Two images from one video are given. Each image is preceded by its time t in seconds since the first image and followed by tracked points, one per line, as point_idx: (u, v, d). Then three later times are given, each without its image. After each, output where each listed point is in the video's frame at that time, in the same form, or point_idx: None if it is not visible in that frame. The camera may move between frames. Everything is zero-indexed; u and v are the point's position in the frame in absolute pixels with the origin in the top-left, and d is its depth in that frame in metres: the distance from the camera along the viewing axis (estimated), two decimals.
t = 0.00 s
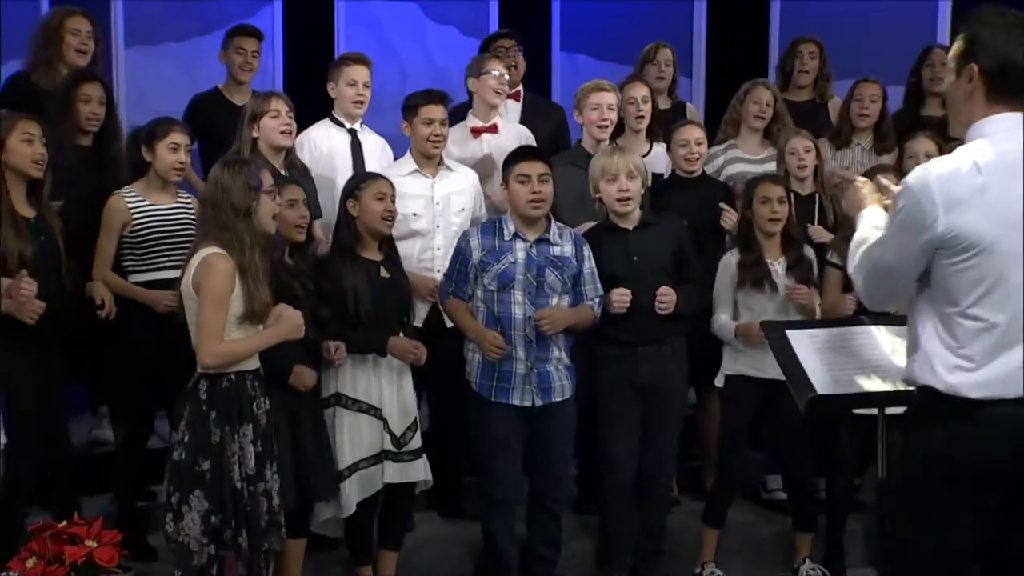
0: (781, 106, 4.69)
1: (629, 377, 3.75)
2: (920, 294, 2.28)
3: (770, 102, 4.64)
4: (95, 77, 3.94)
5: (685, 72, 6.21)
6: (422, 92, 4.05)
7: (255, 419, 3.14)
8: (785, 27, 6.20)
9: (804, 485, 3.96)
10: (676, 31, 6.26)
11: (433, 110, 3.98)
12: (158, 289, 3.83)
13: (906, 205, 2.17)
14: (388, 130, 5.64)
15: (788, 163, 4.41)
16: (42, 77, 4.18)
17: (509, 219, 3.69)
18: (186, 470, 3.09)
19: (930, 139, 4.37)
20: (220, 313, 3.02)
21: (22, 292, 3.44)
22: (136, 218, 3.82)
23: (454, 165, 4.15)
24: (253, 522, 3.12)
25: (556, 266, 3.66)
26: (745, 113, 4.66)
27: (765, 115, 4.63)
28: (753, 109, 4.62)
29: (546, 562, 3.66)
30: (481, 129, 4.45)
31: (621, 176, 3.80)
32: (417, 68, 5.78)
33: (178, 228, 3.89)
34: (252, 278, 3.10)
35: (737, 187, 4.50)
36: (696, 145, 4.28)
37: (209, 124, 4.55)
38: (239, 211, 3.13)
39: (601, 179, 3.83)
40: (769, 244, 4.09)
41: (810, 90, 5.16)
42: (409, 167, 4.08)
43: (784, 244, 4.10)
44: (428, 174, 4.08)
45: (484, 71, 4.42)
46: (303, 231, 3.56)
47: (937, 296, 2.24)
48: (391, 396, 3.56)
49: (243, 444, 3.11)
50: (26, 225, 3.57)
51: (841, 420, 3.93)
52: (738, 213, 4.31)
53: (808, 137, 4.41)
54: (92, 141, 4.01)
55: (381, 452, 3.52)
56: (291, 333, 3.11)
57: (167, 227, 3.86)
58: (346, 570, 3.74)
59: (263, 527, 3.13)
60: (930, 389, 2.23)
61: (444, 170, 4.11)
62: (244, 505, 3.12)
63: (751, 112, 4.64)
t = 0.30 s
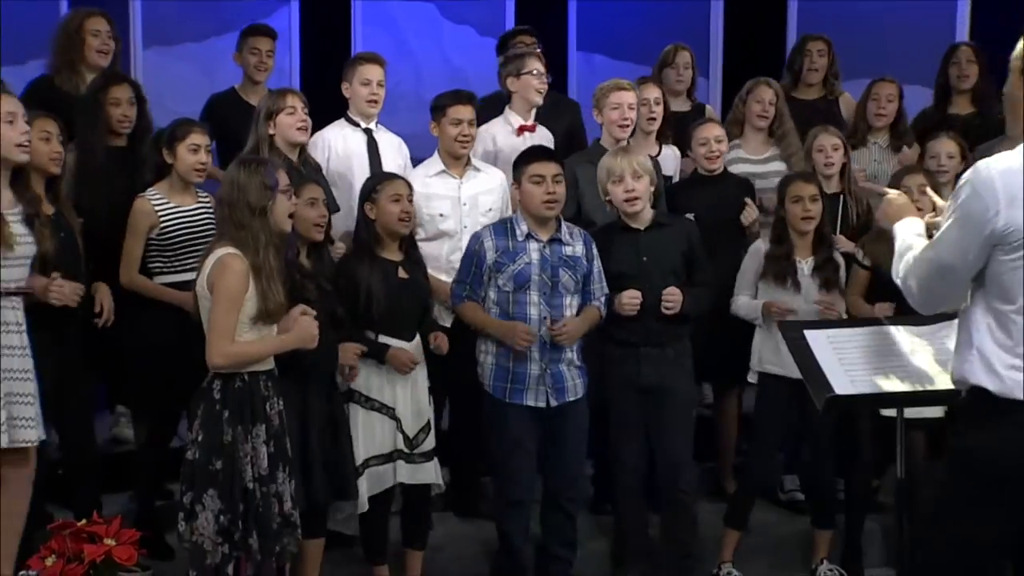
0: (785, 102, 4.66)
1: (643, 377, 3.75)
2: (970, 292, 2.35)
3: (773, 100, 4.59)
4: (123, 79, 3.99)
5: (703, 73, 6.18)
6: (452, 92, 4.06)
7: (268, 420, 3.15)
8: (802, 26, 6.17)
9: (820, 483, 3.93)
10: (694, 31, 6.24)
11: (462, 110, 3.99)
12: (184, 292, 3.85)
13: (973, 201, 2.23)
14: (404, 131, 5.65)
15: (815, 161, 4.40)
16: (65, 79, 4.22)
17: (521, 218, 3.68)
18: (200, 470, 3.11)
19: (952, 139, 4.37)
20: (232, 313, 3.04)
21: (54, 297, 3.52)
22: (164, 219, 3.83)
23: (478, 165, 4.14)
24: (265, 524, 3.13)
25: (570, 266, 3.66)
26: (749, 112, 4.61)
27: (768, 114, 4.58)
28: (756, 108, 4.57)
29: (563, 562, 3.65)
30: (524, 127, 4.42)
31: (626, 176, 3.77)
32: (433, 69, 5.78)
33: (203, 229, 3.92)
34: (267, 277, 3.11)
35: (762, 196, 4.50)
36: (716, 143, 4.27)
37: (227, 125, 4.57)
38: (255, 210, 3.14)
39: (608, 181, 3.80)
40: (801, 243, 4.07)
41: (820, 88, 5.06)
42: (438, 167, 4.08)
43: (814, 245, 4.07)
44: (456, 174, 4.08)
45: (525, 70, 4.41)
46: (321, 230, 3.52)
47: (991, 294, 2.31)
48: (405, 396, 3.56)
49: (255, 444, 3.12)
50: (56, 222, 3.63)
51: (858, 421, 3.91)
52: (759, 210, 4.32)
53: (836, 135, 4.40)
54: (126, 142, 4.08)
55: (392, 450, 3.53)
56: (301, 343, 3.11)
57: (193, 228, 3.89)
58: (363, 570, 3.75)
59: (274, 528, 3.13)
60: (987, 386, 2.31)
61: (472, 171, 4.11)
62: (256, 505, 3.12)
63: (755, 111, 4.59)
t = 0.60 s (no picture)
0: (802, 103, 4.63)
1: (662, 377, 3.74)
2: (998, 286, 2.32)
3: (791, 102, 4.56)
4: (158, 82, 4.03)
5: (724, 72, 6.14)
6: (476, 93, 4.07)
7: (286, 420, 3.16)
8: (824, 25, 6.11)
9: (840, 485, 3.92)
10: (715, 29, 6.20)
11: (485, 111, 4.00)
12: (198, 296, 3.87)
13: (1000, 198, 2.19)
14: (424, 131, 5.65)
15: (839, 160, 4.39)
16: (90, 80, 4.26)
17: (536, 219, 3.68)
18: (215, 468, 3.12)
19: (964, 135, 4.36)
20: (248, 316, 3.05)
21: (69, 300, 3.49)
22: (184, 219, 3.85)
23: (501, 166, 4.14)
24: (279, 523, 3.15)
25: (584, 265, 3.69)
26: (767, 116, 4.58)
27: (787, 116, 4.55)
28: (774, 111, 4.54)
29: (583, 562, 3.65)
30: (551, 128, 4.44)
31: (649, 176, 3.76)
32: (453, 69, 5.73)
33: (223, 228, 3.92)
34: (285, 278, 3.12)
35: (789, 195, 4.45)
36: (744, 146, 4.28)
37: (248, 125, 4.58)
38: (275, 211, 3.15)
39: (630, 181, 3.79)
40: (819, 240, 4.07)
41: (839, 86, 5.03)
42: (459, 167, 4.09)
43: (833, 242, 4.07)
44: (477, 174, 4.09)
45: (549, 73, 4.40)
46: (344, 228, 3.53)
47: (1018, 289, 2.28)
48: (430, 395, 3.57)
49: (271, 444, 3.13)
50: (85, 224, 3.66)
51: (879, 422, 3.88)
52: (786, 222, 4.29)
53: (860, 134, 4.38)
54: (155, 144, 4.09)
55: (415, 450, 3.53)
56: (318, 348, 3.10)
57: (213, 229, 3.90)
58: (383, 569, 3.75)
59: (289, 528, 3.14)
60: (1006, 384, 2.28)
61: (493, 170, 4.12)
62: (272, 505, 3.14)
63: (773, 114, 4.56)
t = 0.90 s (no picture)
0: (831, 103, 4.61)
1: (681, 377, 3.74)
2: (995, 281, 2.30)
3: (820, 104, 4.53)
4: (176, 81, 4.06)
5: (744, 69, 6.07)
6: (487, 92, 4.07)
7: (305, 422, 3.17)
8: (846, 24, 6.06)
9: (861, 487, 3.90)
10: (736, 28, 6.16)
11: (497, 110, 3.99)
12: (203, 298, 3.87)
13: (999, 198, 2.17)
14: (444, 130, 5.65)
15: (858, 160, 4.37)
16: (113, 81, 4.27)
17: (559, 219, 3.69)
18: (234, 467, 3.13)
19: (969, 134, 4.29)
20: (267, 316, 3.05)
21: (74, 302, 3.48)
22: (200, 220, 3.87)
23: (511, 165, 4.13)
24: (296, 523, 3.14)
25: (607, 266, 3.70)
26: (795, 117, 4.56)
27: (815, 118, 4.52)
28: (801, 112, 4.52)
29: (602, 562, 3.64)
30: (563, 127, 4.40)
31: (688, 177, 3.78)
32: (472, 69, 5.73)
33: (234, 229, 3.92)
34: (308, 279, 3.13)
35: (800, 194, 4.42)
36: (769, 147, 4.26)
37: (269, 125, 4.59)
38: (298, 212, 3.16)
39: (667, 178, 3.80)
40: (819, 243, 4.08)
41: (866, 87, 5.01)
42: (470, 168, 4.09)
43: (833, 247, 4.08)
44: (485, 173, 4.08)
45: (562, 71, 4.38)
46: (364, 225, 3.51)
47: (1015, 287, 2.26)
48: (453, 395, 3.59)
49: (290, 445, 3.14)
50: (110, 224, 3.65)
51: (901, 422, 3.87)
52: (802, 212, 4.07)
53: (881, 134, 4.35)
54: (172, 144, 4.13)
55: (445, 449, 3.54)
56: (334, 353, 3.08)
57: (222, 229, 3.90)
58: (403, 569, 3.76)
59: (306, 529, 3.15)
60: (997, 386, 2.27)
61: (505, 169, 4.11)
62: (290, 505, 3.14)
63: (801, 116, 4.54)
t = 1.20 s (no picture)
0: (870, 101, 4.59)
1: (702, 378, 3.73)
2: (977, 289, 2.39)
3: (860, 101, 4.51)
4: (187, 80, 4.04)
5: (763, 71, 5.91)
6: (496, 92, 4.04)
7: (328, 422, 3.17)
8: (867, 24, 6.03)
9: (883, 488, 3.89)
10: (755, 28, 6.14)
11: (507, 110, 3.98)
12: (214, 297, 3.86)
13: (968, 203, 2.27)
14: (463, 130, 5.65)
15: (879, 160, 4.36)
16: (133, 82, 4.28)
17: (586, 218, 3.69)
18: (256, 466, 3.14)
19: (975, 135, 4.34)
20: (286, 314, 3.06)
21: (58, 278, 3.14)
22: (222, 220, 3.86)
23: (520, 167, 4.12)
24: (318, 523, 3.14)
25: (633, 266, 3.67)
26: (835, 114, 4.55)
27: (855, 115, 4.51)
28: (841, 109, 4.51)
29: (623, 563, 3.64)
30: (561, 129, 4.38)
31: (729, 172, 3.74)
32: (492, 69, 5.72)
33: (249, 229, 3.91)
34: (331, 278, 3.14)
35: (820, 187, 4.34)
36: (790, 147, 4.24)
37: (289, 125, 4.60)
38: (321, 212, 3.16)
39: (706, 173, 3.75)
40: (829, 247, 4.04)
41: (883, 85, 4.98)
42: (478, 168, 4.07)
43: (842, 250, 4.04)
44: (495, 174, 4.06)
45: (561, 72, 4.34)
46: (382, 227, 3.51)
47: (998, 291, 2.35)
48: (479, 395, 3.58)
49: (311, 446, 3.14)
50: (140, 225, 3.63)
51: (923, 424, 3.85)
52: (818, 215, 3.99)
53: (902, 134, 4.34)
54: (183, 142, 4.11)
55: (470, 449, 3.53)
56: (347, 343, 3.11)
57: (235, 229, 3.88)
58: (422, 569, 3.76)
59: (329, 529, 3.14)
60: (986, 386, 2.35)
61: (512, 169, 4.09)
62: (311, 505, 3.14)
63: (841, 113, 4.53)
